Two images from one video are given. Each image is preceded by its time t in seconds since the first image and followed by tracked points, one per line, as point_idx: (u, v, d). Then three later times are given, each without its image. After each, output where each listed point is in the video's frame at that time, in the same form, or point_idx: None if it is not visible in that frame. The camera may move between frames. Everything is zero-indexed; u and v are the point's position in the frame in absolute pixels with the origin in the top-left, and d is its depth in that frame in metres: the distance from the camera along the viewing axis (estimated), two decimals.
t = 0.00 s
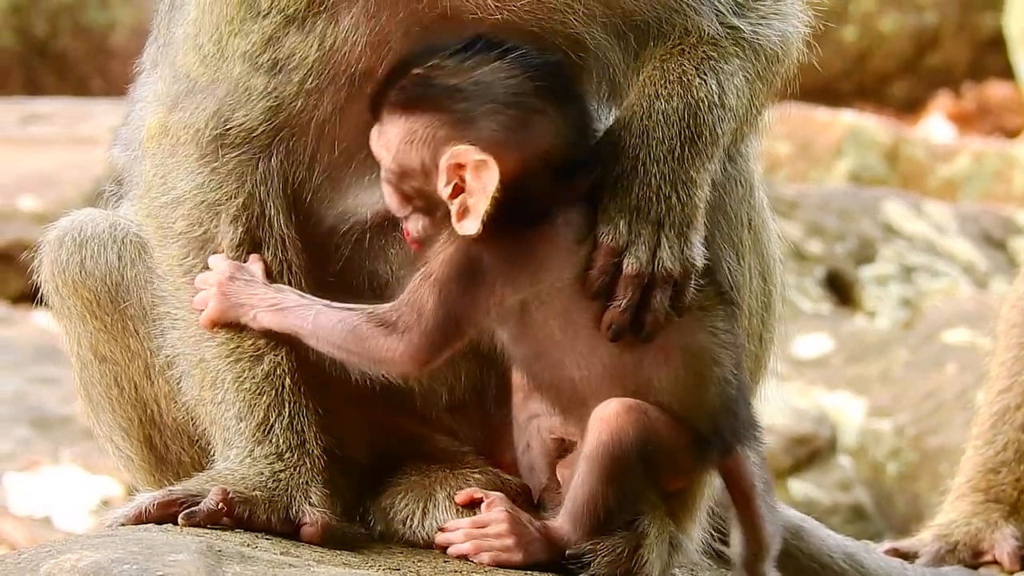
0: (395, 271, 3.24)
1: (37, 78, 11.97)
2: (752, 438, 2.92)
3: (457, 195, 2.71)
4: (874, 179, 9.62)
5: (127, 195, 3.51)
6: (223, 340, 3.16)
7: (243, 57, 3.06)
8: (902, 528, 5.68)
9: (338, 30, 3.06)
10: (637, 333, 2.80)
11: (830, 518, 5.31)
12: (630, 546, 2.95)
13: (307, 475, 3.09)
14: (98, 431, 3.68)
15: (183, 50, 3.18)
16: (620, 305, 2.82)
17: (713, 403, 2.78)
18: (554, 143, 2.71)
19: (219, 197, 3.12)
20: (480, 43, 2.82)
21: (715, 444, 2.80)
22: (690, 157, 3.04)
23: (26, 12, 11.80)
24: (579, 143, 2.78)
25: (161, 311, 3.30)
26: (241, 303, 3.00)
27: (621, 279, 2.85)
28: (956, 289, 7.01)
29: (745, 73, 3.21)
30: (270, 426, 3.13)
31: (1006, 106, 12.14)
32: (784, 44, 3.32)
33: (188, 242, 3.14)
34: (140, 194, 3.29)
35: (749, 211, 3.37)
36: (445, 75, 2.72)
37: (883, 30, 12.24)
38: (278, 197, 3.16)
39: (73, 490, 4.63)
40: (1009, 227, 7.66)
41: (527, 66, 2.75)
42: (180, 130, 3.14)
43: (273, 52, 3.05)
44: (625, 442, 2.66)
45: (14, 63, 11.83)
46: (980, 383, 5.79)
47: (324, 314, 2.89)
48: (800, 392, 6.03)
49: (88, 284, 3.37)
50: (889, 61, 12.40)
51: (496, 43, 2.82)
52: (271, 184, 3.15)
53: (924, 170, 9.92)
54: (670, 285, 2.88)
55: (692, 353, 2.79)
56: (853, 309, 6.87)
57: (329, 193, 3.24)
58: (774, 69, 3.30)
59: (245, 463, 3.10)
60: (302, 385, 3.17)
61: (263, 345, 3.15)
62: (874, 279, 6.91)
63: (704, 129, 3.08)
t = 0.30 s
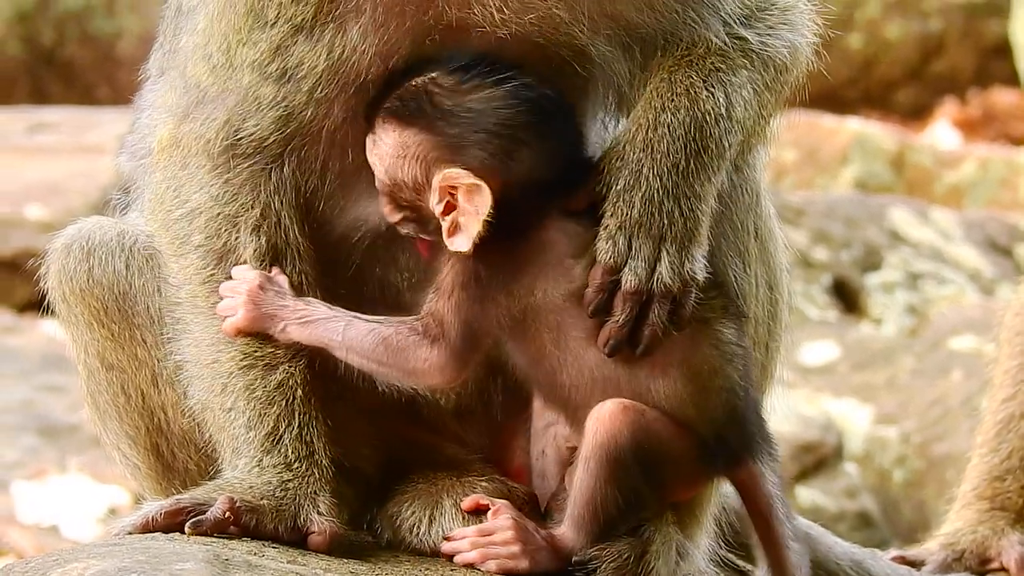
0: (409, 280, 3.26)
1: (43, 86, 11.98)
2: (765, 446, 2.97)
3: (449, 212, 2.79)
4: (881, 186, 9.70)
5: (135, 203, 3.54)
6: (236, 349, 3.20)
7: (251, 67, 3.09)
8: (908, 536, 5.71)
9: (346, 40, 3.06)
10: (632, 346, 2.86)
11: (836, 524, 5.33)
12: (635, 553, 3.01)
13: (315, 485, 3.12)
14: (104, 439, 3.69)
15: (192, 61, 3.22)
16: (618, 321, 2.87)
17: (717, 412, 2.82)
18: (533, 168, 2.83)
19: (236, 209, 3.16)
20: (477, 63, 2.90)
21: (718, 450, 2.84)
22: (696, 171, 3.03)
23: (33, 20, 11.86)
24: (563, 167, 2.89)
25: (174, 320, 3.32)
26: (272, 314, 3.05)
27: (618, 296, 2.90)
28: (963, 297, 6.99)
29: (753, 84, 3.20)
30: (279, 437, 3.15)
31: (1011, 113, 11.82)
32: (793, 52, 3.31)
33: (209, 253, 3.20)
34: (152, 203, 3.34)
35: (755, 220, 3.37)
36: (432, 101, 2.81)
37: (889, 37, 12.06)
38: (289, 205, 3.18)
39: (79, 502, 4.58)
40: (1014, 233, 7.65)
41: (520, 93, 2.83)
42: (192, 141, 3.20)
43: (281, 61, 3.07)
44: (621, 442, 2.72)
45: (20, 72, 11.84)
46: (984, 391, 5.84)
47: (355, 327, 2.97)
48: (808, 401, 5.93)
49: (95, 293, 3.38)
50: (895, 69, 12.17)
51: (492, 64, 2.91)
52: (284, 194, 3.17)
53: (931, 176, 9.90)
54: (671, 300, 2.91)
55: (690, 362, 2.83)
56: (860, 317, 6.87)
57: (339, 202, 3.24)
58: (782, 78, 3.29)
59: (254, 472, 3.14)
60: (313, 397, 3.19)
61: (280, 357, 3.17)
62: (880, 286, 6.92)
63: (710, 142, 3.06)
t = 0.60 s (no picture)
0: (418, 302, 3.28)
1: (52, 90, 11.96)
2: (773, 451, 2.94)
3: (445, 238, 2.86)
4: (889, 189, 9.66)
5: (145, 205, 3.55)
6: (247, 353, 3.21)
7: (265, 71, 3.11)
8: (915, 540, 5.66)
9: (361, 46, 3.08)
10: (640, 347, 2.87)
11: (845, 528, 5.32)
12: (642, 554, 3.01)
13: (324, 489, 3.13)
14: (114, 441, 3.70)
15: (205, 64, 3.25)
16: (629, 320, 2.87)
17: (717, 408, 2.82)
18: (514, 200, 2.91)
19: (251, 211, 3.18)
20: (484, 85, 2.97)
21: (719, 450, 2.84)
22: (711, 170, 3.04)
23: (42, 23, 11.82)
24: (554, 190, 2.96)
25: (186, 324, 3.33)
26: (293, 323, 3.07)
27: (630, 297, 2.89)
28: (972, 300, 6.98)
29: (765, 84, 3.23)
30: (289, 441, 3.16)
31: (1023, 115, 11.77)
32: (804, 57, 3.34)
33: (223, 257, 3.22)
34: (164, 206, 3.36)
35: (764, 222, 3.37)
36: (428, 125, 2.90)
37: (898, 40, 11.90)
38: (302, 208, 3.19)
39: (87, 502, 4.62)
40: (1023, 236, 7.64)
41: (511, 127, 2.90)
42: (204, 145, 3.22)
43: (295, 65, 3.09)
44: (613, 436, 2.75)
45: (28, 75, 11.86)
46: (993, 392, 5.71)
47: (374, 338, 3.00)
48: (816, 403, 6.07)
49: (105, 295, 3.40)
50: (904, 72, 12.03)
51: (499, 90, 2.98)
52: (298, 197, 3.18)
53: (938, 180, 9.89)
54: (682, 301, 2.90)
55: (693, 363, 2.84)
56: (868, 321, 6.86)
57: (349, 205, 3.23)
58: (793, 79, 3.32)
59: (263, 477, 3.15)
60: (323, 402, 3.20)
61: (293, 363, 3.18)
62: (888, 289, 6.93)
63: (726, 140, 3.07)
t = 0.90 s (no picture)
0: (427, 300, 3.23)
1: (64, 87, 11.87)
2: (786, 450, 2.94)
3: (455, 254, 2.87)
4: (903, 188, 9.68)
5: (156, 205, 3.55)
6: (261, 354, 3.21)
7: (275, 74, 3.11)
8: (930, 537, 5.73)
9: (370, 50, 3.10)
10: (665, 348, 2.88)
11: (858, 526, 5.33)
12: (655, 551, 2.99)
13: (337, 488, 3.13)
14: (125, 440, 3.69)
15: (217, 66, 3.25)
16: (655, 322, 2.89)
17: (736, 412, 2.81)
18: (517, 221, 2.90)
19: (263, 213, 3.18)
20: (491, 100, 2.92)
21: (736, 454, 2.82)
22: (729, 168, 3.06)
23: (54, 21, 11.79)
24: (560, 206, 2.94)
25: (198, 325, 3.33)
26: (303, 329, 3.08)
27: (655, 299, 2.93)
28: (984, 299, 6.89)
29: (780, 80, 3.23)
30: (302, 441, 3.16)
31: None
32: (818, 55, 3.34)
33: (236, 259, 3.22)
34: (176, 206, 3.36)
35: (776, 221, 3.37)
36: (437, 142, 2.88)
37: (913, 40, 11.50)
38: (314, 210, 3.19)
39: (100, 500, 4.62)
40: None
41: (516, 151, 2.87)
42: (216, 146, 3.22)
43: (305, 69, 3.09)
44: (631, 433, 2.74)
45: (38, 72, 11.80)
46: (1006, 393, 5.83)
47: (386, 346, 3.01)
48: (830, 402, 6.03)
49: (116, 294, 3.40)
50: (917, 71, 11.63)
51: (509, 107, 2.92)
52: (309, 199, 3.18)
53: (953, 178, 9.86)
54: (705, 301, 2.95)
55: (710, 363, 2.84)
56: (881, 318, 6.85)
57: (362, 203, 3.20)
58: (804, 78, 3.32)
59: (276, 476, 3.15)
60: (337, 403, 3.20)
61: (305, 363, 3.18)
62: (902, 288, 6.90)
63: (743, 137, 3.09)
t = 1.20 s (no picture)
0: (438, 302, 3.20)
1: (76, 83, 11.91)
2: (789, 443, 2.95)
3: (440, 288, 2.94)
4: (913, 184, 9.71)
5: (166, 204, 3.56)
6: (271, 352, 3.21)
7: (285, 73, 3.11)
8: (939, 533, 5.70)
9: (380, 48, 3.10)
10: (683, 346, 2.86)
11: (868, 522, 5.35)
12: (665, 547, 2.99)
13: (348, 485, 3.13)
14: (136, 437, 3.70)
15: (227, 64, 3.25)
16: (671, 320, 2.87)
17: (739, 406, 2.80)
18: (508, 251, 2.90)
19: (274, 212, 3.18)
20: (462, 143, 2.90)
21: (741, 448, 2.82)
22: (742, 165, 3.07)
23: (65, 17, 11.74)
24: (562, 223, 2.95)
25: (209, 322, 3.33)
26: (313, 328, 3.09)
27: (670, 297, 2.92)
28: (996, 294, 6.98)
29: (790, 77, 3.24)
30: (312, 439, 3.16)
31: None
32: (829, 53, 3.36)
33: (247, 258, 3.22)
34: (187, 203, 3.36)
35: (787, 217, 3.37)
36: (409, 185, 2.89)
37: (922, 35, 11.58)
38: (324, 209, 3.18)
39: (112, 496, 4.65)
40: None
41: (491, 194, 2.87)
42: (227, 144, 3.21)
43: (315, 68, 3.10)
44: (639, 430, 2.73)
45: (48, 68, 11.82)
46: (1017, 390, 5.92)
47: (393, 355, 3.02)
48: (841, 398, 6.03)
49: (127, 292, 3.40)
50: (927, 67, 11.72)
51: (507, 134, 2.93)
52: (320, 196, 3.17)
53: (964, 174, 9.93)
54: (719, 299, 2.95)
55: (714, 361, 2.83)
56: (892, 316, 6.86)
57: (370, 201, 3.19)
58: (814, 74, 3.32)
59: (287, 473, 3.15)
60: (347, 401, 3.20)
61: (313, 363, 3.19)
62: (913, 285, 6.91)
63: (756, 134, 3.10)
